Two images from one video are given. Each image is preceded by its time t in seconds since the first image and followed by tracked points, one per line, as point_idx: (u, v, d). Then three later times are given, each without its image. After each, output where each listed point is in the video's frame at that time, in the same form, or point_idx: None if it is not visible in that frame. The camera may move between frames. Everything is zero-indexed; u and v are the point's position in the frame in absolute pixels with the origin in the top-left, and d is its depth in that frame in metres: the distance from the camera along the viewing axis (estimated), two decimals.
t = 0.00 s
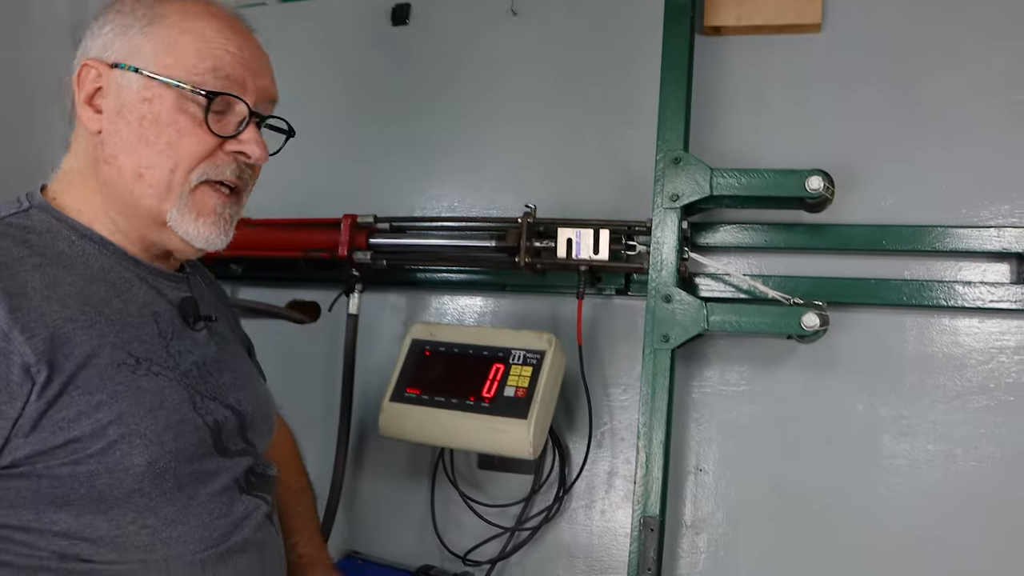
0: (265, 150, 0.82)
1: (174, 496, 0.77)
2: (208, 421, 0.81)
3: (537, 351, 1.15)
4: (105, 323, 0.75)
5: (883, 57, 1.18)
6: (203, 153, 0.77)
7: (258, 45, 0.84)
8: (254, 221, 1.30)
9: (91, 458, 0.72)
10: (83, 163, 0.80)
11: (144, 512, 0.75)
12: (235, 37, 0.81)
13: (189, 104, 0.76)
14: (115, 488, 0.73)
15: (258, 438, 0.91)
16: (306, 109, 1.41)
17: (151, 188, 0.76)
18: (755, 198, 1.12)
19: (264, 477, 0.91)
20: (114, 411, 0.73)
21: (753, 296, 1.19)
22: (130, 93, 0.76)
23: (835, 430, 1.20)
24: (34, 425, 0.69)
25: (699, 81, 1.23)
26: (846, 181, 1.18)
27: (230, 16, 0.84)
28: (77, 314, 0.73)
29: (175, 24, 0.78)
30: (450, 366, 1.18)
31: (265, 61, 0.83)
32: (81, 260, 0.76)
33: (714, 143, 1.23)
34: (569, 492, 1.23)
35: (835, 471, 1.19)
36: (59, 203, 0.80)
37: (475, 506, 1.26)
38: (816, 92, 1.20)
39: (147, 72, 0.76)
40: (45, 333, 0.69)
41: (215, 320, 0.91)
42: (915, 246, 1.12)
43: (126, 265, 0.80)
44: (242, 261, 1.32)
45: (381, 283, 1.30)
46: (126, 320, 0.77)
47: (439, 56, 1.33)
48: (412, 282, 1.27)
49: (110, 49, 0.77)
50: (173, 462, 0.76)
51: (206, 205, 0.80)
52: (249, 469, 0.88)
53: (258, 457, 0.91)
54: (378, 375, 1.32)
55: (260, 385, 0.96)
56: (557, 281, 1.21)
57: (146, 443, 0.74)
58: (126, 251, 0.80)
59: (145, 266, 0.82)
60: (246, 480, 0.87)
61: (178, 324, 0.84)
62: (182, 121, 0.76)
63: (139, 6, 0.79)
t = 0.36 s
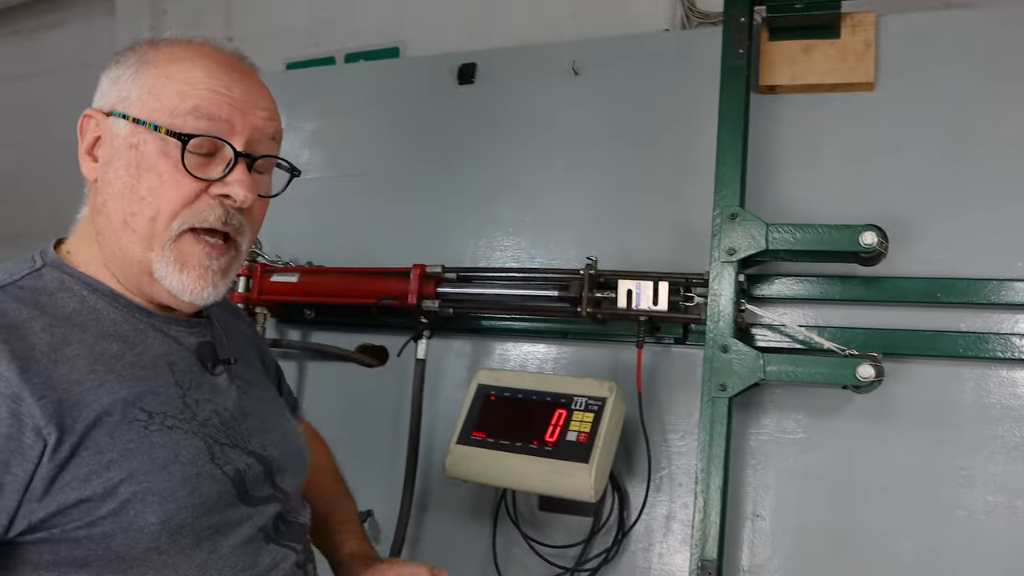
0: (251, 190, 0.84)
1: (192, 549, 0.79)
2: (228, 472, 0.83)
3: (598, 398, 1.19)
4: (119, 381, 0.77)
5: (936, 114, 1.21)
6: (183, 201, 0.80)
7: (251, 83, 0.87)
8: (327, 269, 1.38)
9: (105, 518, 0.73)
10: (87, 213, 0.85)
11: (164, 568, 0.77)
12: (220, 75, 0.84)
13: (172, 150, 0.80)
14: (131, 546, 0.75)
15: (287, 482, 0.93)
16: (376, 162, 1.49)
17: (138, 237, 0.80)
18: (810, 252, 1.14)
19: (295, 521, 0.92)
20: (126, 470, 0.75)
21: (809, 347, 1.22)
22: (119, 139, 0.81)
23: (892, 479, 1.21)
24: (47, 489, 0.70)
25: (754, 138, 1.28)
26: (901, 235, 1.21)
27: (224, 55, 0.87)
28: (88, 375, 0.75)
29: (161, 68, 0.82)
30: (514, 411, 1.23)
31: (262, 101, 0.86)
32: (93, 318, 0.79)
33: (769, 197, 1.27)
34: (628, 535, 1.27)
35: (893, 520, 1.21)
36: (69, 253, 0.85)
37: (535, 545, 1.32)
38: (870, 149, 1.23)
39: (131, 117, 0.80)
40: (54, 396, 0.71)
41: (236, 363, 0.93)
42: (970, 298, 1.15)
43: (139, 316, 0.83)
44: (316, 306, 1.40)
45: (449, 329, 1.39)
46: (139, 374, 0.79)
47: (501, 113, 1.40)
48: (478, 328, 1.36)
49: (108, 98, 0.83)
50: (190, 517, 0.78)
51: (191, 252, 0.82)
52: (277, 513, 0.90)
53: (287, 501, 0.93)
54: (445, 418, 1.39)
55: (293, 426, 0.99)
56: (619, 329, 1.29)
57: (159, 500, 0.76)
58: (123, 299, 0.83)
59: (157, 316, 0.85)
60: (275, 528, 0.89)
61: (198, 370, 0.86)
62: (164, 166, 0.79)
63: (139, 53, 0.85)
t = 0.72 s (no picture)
0: (328, 200, 0.91)
1: (263, 551, 0.88)
2: (302, 482, 0.92)
3: (679, 408, 1.23)
4: (200, 399, 0.86)
5: None
6: (270, 217, 0.89)
7: (315, 92, 0.93)
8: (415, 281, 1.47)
9: (181, 522, 0.83)
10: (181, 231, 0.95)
11: (236, 567, 0.87)
12: (285, 91, 0.90)
13: (252, 170, 0.88)
14: (205, 548, 0.84)
15: (364, 488, 1.03)
16: (461, 181, 1.58)
17: (229, 253, 0.89)
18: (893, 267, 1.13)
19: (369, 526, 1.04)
20: (200, 480, 0.84)
21: (891, 361, 1.23)
22: (201, 165, 0.89)
23: (978, 497, 1.21)
24: (131, 496, 0.80)
25: (835, 155, 1.30)
26: (988, 251, 1.21)
27: (286, 68, 0.93)
28: (172, 394, 0.84)
29: (231, 91, 0.89)
30: (596, 420, 1.28)
31: (327, 113, 0.93)
32: (183, 337, 0.89)
33: (851, 214, 1.29)
34: (706, 543, 1.31)
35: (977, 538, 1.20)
36: (168, 272, 0.96)
37: (614, 552, 1.38)
38: (957, 164, 1.22)
39: (210, 142, 0.88)
40: (138, 414, 0.81)
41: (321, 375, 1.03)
42: None
43: (229, 331, 0.93)
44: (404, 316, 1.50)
45: (534, 340, 1.47)
46: (220, 389, 0.88)
47: (582, 131, 1.46)
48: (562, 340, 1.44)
49: (187, 123, 0.91)
50: (260, 524, 0.87)
51: (281, 260, 0.90)
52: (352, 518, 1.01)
53: (363, 505, 1.03)
54: (529, 424, 1.47)
55: (375, 432, 1.08)
56: (700, 343, 1.34)
57: (231, 509, 0.85)
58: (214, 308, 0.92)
59: (247, 329, 0.94)
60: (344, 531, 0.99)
61: (283, 384, 0.96)
62: (246, 186, 0.88)
63: (209, 76, 0.92)
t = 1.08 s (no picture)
0: (394, 197, 0.93)
1: (351, 507, 0.89)
2: (381, 442, 0.92)
3: (721, 409, 1.25)
4: (286, 366, 0.88)
5: None
6: (343, 213, 0.92)
7: (382, 100, 0.95)
8: (461, 283, 1.54)
9: (273, 478, 0.85)
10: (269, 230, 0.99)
11: (325, 523, 0.88)
12: (355, 100, 0.93)
13: (325, 172, 0.91)
14: (296, 501, 0.86)
15: (445, 453, 1.01)
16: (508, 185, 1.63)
17: (307, 247, 0.92)
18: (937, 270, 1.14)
19: (455, 493, 1.01)
20: (288, 439, 0.86)
21: (935, 365, 1.23)
22: (281, 171, 0.93)
23: None
24: (228, 455, 0.83)
25: (880, 158, 1.30)
26: None
27: (355, 78, 0.96)
28: (262, 364, 0.87)
29: (305, 102, 0.93)
30: (639, 419, 1.31)
31: (393, 118, 0.95)
32: (272, 314, 0.92)
33: (895, 217, 1.29)
34: (746, 544, 1.32)
35: None
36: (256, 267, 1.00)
37: (655, 551, 1.40)
38: (1005, 167, 1.22)
39: (288, 150, 0.92)
40: (230, 379, 0.84)
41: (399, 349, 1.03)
42: None
43: (311, 312, 0.95)
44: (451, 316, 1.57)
45: (577, 340, 1.51)
46: (305, 361, 0.90)
47: (626, 134, 1.50)
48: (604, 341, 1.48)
49: (268, 133, 0.96)
50: (346, 480, 0.88)
51: (354, 251, 0.92)
52: (435, 482, 0.99)
53: (446, 470, 1.01)
54: (572, 422, 1.51)
55: (453, 403, 1.07)
56: (742, 344, 1.36)
57: (317, 465, 0.86)
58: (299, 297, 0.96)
59: (326, 310, 0.96)
60: (430, 494, 0.98)
61: (362, 356, 0.96)
62: (321, 188, 0.91)
63: (286, 88, 0.96)
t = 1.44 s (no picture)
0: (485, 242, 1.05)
1: (410, 497, 0.97)
2: (438, 437, 0.99)
3: (734, 410, 1.27)
4: (349, 366, 0.96)
5: None
6: (444, 253, 1.01)
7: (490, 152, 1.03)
8: (476, 284, 1.57)
9: (342, 470, 0.92)
10: (338, 236, 1.03)
11: (387, 511, 0.96)
12: (473, 155, 0.99)
13: (438, 217, 0.98)
14: (363, 491, 0.93)
15: (489, 447, 1.09)
16: (524, 189, 1.66)
17: (402, 278, 1.00)
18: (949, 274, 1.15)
19: (499, 484, 1.09)
20: (356, 434, 0.93)
21: (946, 368, 1.25)
22: (389, 205, 0.98)
23: None
24: (299, 449, 0.91)
25: (892, 164, 1.32)
26: None
27: (469, 126, 1.01)
28: (326, 363, 0.94)
29: (429, 147, 0.97)
30: (652, 420, 1.32)
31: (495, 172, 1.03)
32: (331, 316, 0.99)
33: (907, 222, 1.31)
34: (758, 544, 1.34)
35: None
36: (315, 269, 1.05)
37: (667, 551, 1.42)
38: (1016, 173, 1.23)
39: (404, 189, 0.97)
40: (300, 379, 0.91)
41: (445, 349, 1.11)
42: None
43: (367, 314, 1.01)
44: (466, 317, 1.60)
45: (591, 342, 1.54)
46: (364, 360, 0.98)
47: (640, 138, 1.52)
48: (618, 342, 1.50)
49: (373, 159, 0.99)
50: (407, 471, 0.96)
51: (442, 285, 1.04)
52: (482, 474, 1.07)
53: (490, 463, 1.09)
54: (585, 423, 1.53)
55: (494, 398, 1.14)
56: (754, 347, 1.38)
57: (383, 457, 0.94)
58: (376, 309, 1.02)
59: (381, 312, 1.03)
60: (478, 485, 1.06)
61: (413, 356, 1.04)
62: (431, 229, 0.98)
63: (402, 121, 0.98)
